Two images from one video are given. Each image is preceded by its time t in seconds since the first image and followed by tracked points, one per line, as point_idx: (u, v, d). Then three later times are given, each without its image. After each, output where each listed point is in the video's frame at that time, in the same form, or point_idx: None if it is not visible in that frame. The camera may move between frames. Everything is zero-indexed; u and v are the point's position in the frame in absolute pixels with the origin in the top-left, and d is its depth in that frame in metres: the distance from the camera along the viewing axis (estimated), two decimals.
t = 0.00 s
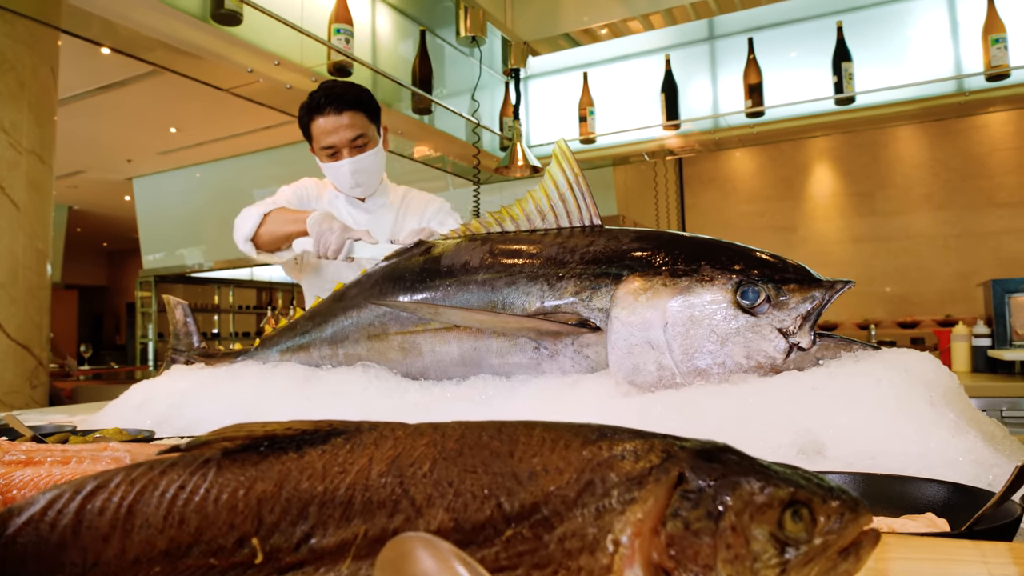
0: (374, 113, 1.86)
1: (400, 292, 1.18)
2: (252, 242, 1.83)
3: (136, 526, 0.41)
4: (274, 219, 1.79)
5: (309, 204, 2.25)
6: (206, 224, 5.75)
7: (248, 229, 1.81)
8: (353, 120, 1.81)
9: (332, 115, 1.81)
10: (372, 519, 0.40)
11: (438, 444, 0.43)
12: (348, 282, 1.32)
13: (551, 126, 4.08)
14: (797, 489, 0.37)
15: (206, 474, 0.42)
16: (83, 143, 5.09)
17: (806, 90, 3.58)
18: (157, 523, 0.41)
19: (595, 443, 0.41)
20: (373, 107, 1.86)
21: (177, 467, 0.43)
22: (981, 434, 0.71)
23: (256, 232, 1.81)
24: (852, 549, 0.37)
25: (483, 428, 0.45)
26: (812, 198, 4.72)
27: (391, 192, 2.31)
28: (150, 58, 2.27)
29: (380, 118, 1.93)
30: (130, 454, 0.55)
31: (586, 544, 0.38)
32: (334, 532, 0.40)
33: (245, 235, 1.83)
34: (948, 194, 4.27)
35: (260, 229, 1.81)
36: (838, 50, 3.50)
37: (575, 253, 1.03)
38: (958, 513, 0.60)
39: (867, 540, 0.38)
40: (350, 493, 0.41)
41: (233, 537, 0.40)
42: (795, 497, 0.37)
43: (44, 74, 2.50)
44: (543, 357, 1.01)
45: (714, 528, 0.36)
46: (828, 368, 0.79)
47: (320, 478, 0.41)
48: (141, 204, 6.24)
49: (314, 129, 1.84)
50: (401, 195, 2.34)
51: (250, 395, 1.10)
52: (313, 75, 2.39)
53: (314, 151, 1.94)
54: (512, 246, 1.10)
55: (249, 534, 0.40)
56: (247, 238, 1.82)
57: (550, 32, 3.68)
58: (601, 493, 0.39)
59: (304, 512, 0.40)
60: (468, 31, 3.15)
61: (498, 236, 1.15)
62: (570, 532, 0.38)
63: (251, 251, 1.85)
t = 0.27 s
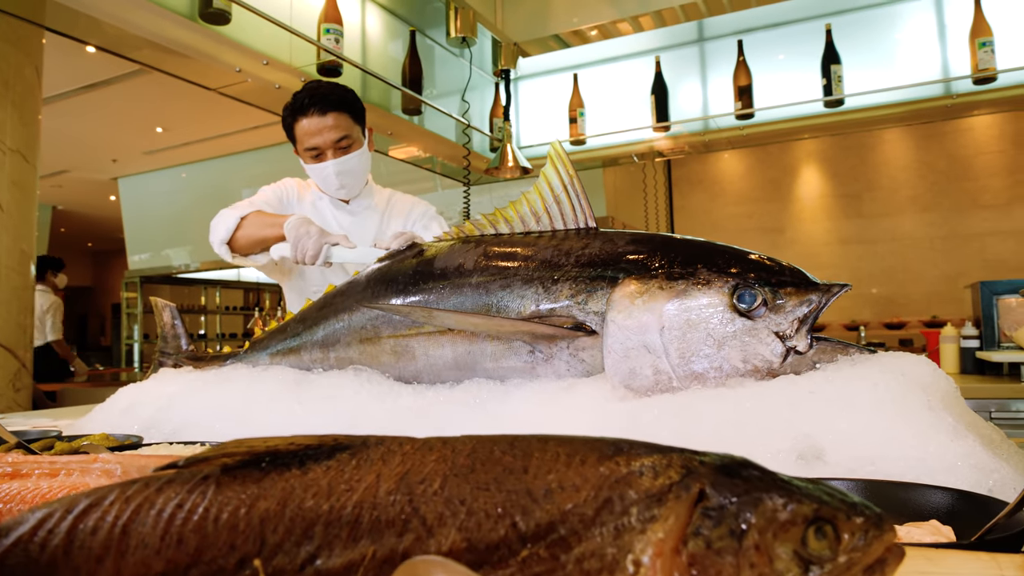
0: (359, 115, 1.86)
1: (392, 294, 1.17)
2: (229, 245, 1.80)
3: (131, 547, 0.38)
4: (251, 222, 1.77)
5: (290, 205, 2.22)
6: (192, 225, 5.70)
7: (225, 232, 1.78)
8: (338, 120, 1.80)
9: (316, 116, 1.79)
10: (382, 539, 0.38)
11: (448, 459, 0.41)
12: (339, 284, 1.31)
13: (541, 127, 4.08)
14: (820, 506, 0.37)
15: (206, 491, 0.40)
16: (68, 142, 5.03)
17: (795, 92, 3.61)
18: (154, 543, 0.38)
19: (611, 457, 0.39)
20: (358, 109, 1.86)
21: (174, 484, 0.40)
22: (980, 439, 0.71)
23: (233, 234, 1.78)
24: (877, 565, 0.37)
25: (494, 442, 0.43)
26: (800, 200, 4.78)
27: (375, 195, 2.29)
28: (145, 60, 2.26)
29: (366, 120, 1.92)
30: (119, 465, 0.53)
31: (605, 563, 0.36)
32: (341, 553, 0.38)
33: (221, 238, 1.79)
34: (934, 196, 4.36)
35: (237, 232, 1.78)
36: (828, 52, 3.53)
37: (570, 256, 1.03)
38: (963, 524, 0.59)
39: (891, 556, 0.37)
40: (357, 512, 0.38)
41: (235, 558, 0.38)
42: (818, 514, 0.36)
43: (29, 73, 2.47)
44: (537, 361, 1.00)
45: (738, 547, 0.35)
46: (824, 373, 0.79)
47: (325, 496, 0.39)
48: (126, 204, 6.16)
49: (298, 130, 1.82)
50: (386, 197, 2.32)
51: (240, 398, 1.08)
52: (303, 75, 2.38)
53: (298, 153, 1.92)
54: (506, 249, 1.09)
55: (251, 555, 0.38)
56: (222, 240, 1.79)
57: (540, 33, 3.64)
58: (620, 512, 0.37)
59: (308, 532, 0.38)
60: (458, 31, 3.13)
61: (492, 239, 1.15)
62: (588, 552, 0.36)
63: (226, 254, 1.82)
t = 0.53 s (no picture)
0: (318, 114, 1.83)
1: (387, 297, 1.17)
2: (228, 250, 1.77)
3: (128, 568, 0.36)
4: (246, 225, 1.75)
5: (266, 207, 2.20)
6: (182, 224, 5.66)
7: (221, 237, 1.76)
8: (296, 121, 1.78)
9: (273, 120, 1.77)
10: (394, 559, 0.36)
11: (463, 473, 0.40)
12: (332, 287, 1.30)
13: (535, 129, 4.09)
14: (845, 524, 0.36)
15: (206, 508, 0.38)
16: (56, 140, 4.97)
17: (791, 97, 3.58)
18: (154, 564, 0.36)
19: (630, 473, 0.38)
20: (316, 108, 1.84)
21: (175, 498, 0.38)
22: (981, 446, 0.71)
23: (230, 238, 1.76)
24: None
25: (509, 457, 0.42)
26: (791, 203, 4.80)
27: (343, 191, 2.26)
28: (132, 56, 2.22)
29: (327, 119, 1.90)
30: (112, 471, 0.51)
31: None
32: None
33: (219, 244, 1.77)
34: (923, 200, 4.40)
35: (233, 236, 1.76)
36: (820, 57, 3.53)
37: (567, 259, 1.02)
38: (972, 535, 0.53)
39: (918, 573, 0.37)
40: (369, 529, 0.37)
41: None
42: (843, 532, 0.36)
43: (16, 69, 2.43)
44: (533, 365, 1.00)
45: (763, 567, 0.35)
46: (823, 380, 0.79)
47: (336, 513, 0.37)
48: (114, 202, 6.09)
49: (258, 134, 1.81)
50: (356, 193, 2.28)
51: (232, 401, 1.07)
52: (295, 74, 2.37)
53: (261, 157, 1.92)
54: (503, 252, 1.09)
55: None
56: (221, 245, 1.77)
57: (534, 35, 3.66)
58: (640, 531, 0.36)
59: (316, 550, 0.37)
60: (452, 32, 3.13)
61: (488, 241, 1.15)
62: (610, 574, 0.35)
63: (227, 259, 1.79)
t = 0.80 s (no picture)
0: (337, 116, 1.83)
1: (384, 298, 1.15)
2: (195, 243, 1.77)
3: None
4: (218, 220, 1.73)
5: (261, 204, 2.18)
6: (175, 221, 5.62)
7: (192, 229, 1.75)
8: (317, 121, 1.77)
9: (293, 116, 1.75)
10: None
11: (475, 490, 0.35)
12: (327, 287, 1.29)
13: (532, 130, 4.09)
14: (871, 546, 0.32)
15: (206, 524, 0.33)
16: (48, 135, 4.93)
17: (785, 100, 3.65)
18: None
19: (649, 491, 0.34)
20: (336, 110, 1.83)
21: (173, 514, 0.33)
22: (983, 455, 0.69)
23: (200, 232, 1.75)
24: None
25: (524, 471, 0.38)
26: (786, 208, 4.82)
27: (350, 193, 2.26)
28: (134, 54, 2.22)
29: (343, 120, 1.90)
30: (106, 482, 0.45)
31: None
32: None
33: (188, 235, 1.77)
34: (916, 207, 4.43)
35: (204, 230, 1.75)
36: (818, 63, 3.57)
37: (567, 262, 1.01)
38: (980, 552, 0.48)
39: None
40: (375, 549, 0.32)
41: None
42: (869, 555, 0.32)
43: (9, 64, 2.41)
44: (531, 368, 0.99)
45: None
46: (825, 387, 0.79)
47: (341, 531, 0.33)
48: (107, 198, 6.05)
49: (274, 129, 1.79)
50: (361, 195, 2.29)
51: (225, 402, 1.05)
52: (291, 71, 2.35)
53: (272, 152, 1.88)
54: (502, 254, 1.08)
55: None
56: (189, 237, 1.76)
57: (530, 36, 3.64)
58: (661, 553, 0.32)
59: (320, 570, 0.32)
60: (450, 32, 3.12)
61: (486, 243, 1.14)
62: None
63: (192, 252, 1.79)
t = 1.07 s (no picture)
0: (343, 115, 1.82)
1: (382, 299, 1.14)
2: (212, 249, 1.74)
3: None
4: (235, 226, 1.71)
5: (267, 205, 2.17)
6: (169, 218, 5.59)
7: (207, 236, 1.73)
8: (324, 120, 1.76)
9: (300, 114, 1.74)
10: None
11: (493, 511, 0.29)
12: (324, 287, 1.28)
13: (529, 131, 4.08)
14: None
15: (210, 544, 0.28)
16: (41, 129, 4.88)
17: (783, 105, 3.66)
18: None
19: (676, 513, 0.28)
20: (342, 109, 1.82)
21: (176, 531, 0.28)
22: (988, 467, 0.69)
23: (216, 238, 1.73)
24: None
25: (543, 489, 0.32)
26: (782, 212, 4.82)
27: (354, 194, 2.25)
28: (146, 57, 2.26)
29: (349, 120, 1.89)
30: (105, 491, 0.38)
31: None
32: None
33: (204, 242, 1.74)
34: (911, 212, 4.45)
35: (220, 236, 1.73)
36: (817, 67, 3.58)
37: (568, 265, 1.00)
38: (994, 560, 0.47)
39: None
40: None
41: None
42: None
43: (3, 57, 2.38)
44: (531, 372, 0.98)
45: None
46: (829, 395, 0.78)
47: (353, 554, 0.27)
48: (101, 194, 6.01)
49: (280, 127, 1.77)
50: (366, 196, 2.27)
51: (220, 402, 1.04)
52: (289, 68, 2.33)
53: (277, 150, 1.86)
54: (503, 256, 1.07)
55: None
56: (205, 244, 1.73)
57: (529, 37, 3.66)
58: None
59: None
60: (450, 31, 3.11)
61: (487, 245, 1.13)
62: None
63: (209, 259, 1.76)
